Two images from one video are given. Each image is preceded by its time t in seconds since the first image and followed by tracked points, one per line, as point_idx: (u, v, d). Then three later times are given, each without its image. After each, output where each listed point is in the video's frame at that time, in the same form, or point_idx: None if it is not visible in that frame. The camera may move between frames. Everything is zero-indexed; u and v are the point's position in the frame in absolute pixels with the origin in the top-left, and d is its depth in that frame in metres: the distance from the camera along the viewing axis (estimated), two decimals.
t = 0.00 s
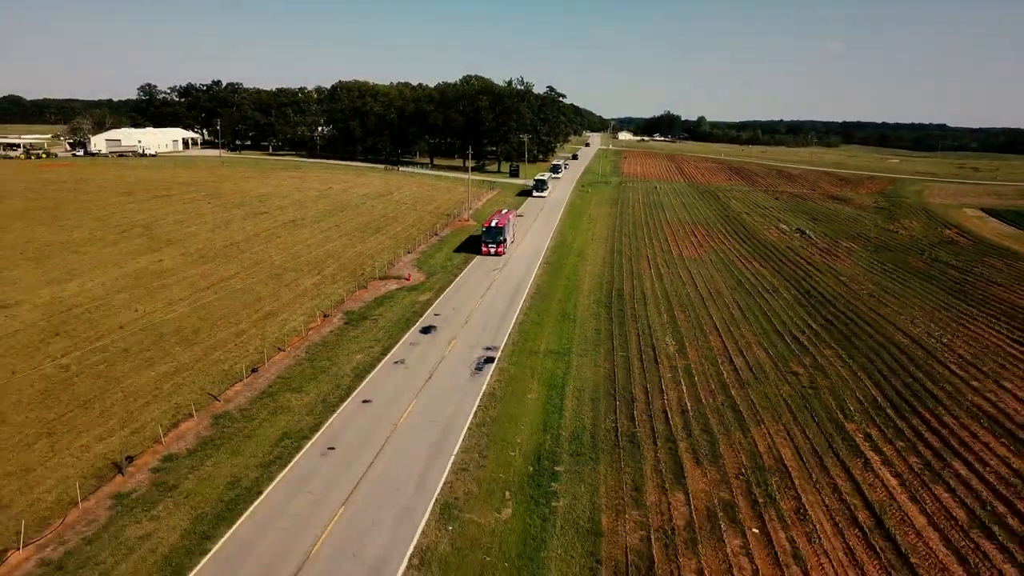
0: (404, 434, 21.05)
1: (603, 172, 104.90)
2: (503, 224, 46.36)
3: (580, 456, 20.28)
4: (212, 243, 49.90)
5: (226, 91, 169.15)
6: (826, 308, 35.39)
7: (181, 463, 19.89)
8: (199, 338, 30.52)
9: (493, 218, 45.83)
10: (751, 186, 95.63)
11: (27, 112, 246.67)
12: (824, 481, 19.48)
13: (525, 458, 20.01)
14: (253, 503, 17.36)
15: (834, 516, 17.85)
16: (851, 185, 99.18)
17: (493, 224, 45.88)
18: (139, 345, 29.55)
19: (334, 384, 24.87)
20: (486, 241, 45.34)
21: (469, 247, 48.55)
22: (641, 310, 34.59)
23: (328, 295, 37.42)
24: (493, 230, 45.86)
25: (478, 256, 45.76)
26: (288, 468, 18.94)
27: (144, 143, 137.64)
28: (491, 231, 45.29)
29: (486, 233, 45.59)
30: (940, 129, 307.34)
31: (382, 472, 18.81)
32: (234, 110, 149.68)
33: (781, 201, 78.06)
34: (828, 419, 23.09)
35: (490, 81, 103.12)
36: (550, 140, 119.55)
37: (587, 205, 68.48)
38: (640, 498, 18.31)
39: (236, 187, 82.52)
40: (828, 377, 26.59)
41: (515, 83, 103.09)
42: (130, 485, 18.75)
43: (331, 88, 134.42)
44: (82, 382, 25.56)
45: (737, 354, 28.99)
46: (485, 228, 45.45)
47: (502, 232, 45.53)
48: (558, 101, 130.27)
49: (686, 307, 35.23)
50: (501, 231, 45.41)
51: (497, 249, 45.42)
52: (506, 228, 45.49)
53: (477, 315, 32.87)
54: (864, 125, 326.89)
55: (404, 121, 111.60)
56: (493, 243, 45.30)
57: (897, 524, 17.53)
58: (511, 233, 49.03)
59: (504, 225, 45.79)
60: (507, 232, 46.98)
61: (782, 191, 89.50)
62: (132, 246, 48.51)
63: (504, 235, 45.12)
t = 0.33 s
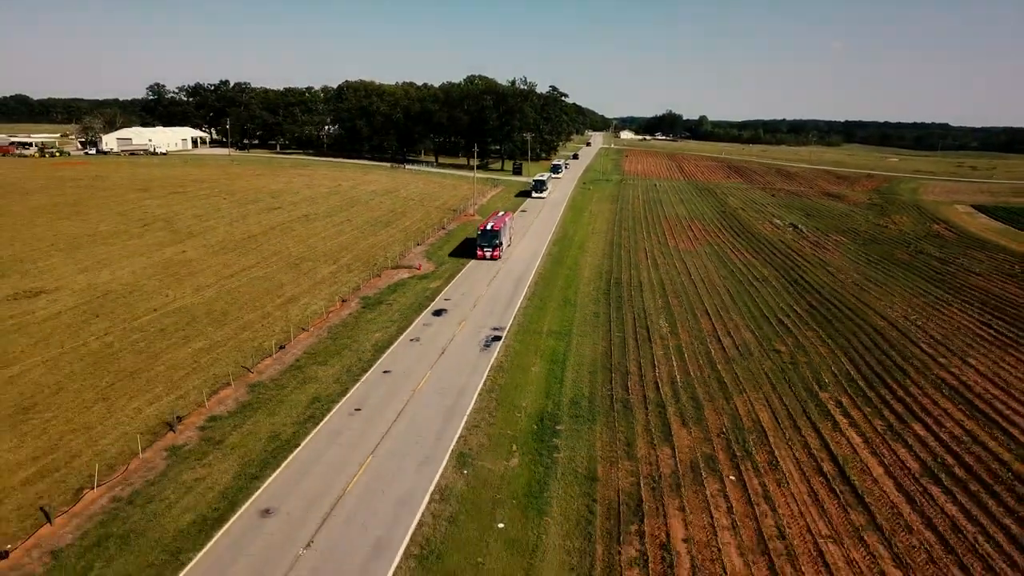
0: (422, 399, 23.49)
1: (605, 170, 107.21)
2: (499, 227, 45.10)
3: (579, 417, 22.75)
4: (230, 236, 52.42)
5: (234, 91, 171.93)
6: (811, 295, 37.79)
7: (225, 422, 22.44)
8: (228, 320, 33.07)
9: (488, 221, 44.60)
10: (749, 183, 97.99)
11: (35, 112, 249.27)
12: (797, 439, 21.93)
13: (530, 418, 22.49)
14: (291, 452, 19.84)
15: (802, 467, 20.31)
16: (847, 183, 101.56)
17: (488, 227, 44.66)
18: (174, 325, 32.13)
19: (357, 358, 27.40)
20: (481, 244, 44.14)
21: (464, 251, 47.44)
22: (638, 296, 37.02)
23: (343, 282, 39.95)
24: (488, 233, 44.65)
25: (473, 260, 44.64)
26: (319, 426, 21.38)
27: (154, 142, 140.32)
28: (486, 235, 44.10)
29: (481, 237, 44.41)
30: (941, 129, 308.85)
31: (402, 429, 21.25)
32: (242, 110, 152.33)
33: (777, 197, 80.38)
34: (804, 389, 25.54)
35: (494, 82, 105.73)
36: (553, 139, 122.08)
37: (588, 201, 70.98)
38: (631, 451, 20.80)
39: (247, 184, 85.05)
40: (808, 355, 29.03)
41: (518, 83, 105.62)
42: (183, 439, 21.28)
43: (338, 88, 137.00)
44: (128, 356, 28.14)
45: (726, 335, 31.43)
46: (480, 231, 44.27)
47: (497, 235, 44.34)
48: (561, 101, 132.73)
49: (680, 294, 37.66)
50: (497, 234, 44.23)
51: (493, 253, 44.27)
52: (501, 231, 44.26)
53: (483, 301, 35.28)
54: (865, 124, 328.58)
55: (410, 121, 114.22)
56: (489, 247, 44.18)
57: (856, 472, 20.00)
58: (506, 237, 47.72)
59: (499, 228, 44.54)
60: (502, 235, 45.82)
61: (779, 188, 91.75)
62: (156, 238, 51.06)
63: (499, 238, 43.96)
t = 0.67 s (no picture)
0: (434, 371, 25.98)
1: (604, 168, 109.66)
2: (493, 230, 43.89)
3: (576, 386, 25.29)
4: (246, 228, 55.00)
5: (240, 91, 174.56)
6: (795, 284, 40.30)
7: (259, 387, 25.04)
8: (252, 304, 35.68)
9: (481, 224, 43.37)
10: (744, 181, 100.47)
11: (40, 111, 251.29)
12: (771, 404, 24.45)
13: (532, 385, 25.08)
14: (320, 412, 22.39)
15: (774, 426, 22.87)
16: (840, 181, 104.14)
17: (482, 230, 43.45)
18: (203, 308, 34.74)
19: (374, 336, 30.00)
20: (474, 249, 42.98)
21: (458, 254, 46.46)
22: (633, 284, 39.52)
23: (356, 271, 42.52)
24: (481, 237, 43.52)
25: (467, 265, 43.47)
26: (343, 393, 23.84)
27: (163, 140, 142.89)
28: (479, 239, 42.89)
29: (474, 240, 43.24)
30: (939, 128, 310.89)
31: (418, 394, 23.78)
32: (248, 109, 154.90)
33: (771, 194, 82.97)
34: (782, 364, 28.04)
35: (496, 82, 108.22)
36: (555, 138, 124.61)
37: (587, 198, 73.65)
38: (623, 412, 23.37)
39: (257, 181, 87.66)
40: (787, 335, 31.57)
41: (520, 83, 108.11)
42: (223, 403, 23.80)
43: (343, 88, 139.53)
44: (164, 334, 30.73)
45: (713, 317, 33.96)
46: (473, 235, 43.13)
47: (491, 239, 43.20)
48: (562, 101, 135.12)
49: (672, 282, 40.16)
50: (490, 238, 43.07)
51: (486, 258, 43.25)
52: (495, 234, 43.12)
53: (488, 289, 37.80)
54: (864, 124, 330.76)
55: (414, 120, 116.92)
56: (482, 251, 43.10)
57: (821, 430, 22.54)
58: (501, 239, 46.63)
59: (493, 231, 43.38)
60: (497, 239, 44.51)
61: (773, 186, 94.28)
62: (176, 231, 53.65)
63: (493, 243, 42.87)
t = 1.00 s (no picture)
0: (446, 346, 28.62)
1: (603, 166, 112.24)
2: (486, 233, 42.69)
3: (574, 359, 28.00)
4: (261, 222, 57.64)
5: (245, 90, 177.07)
6: (781, 273, 42.92)
7: (288, 359, 27.74)
8: (274, 289, 38.40)
9: (474, 227, 42.10)
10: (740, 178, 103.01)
11: (43, 111, 252.72)
12: (750, 375, 27.12)
13: (534, 358, 27.77)
14: (345, 379, 25.05)
15: (751, 392, 25.56)
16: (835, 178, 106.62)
17: (474, 233, 42.19)
18: (228, 293, 37.42)
19: (389, 317, 32.70)
20: (464, 251, 41.99)
21: (449, 258, 45.13)
22: (628, 273, 42.16)
23: (368, 261, 45.23)
24: (473, 239, 42.31)
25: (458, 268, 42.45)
26: (365, 364, 26.43)
27: (171, 138, 145.44)
28: (470, 241, 41.92)
29: (466, 243, 42.02)
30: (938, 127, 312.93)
31: (431, 364, 26.45)
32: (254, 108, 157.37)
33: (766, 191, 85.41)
34: (762, 341, 30.69)
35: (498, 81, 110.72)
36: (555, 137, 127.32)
37: (588, 194, 76.23)
38: (616, 381, 26.05)
39: (266, 178, 90.27)
40: (770, 317, 34.23)
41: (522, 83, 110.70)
42: (257, 372, 26.48)
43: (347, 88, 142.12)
44: (196, 315, 33.43)
45: (702, 302, 36.60)
46: (465, 237, 41.92)
47: (483, 242, 41.98)
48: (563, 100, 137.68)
49: (665, 271, 42.80)
50: (483, 241, 41.86)
51: (479, 262, 42.11)
52: (487, 238, 41.90)
53: (492, 277, 40.46)
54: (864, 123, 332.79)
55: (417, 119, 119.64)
56: (475, 255, 41.90)
57: (794, 395, 25.18)
58: (494, 242, 45.51)
59: (485, 234, 42.17)
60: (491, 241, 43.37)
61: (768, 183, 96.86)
62: (194, 224, 56.29)
63: (485, 246, 41.69)
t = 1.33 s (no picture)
0: (456, 324, 31.38)
1: (603, 164, 115.16)
2: (479, 237, 41.86)
3: (572, 336, 30.74)
4: (275, 215, 60.39)
5: (253, 90, 179.82)
6: (768, 262, 45.64)
7: (312, 335, 30.56)
8: (294, 276, 41.17)
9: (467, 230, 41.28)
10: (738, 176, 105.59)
11: (49, 110, 254.72)
12: (732, 350, 29.83)
13: (536, 335, 30.53)
14: (366, 351, 27.87)
15: (731, 364, 28.26)
16: (830, 176, 109.23)
17: (467, 236, 41.33)
18: (252, 279, 40.24)
19: (403, 300, 35.48)
20: (458, 255, 40.76)
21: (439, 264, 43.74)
22: (624, 262, 44.93)
23: (379, 251, 48.01)
24: (466, 244, 41.42)
25: (450, 273, 41.18)
26: (383, 339, 29.24)
27: (180, 137, 148.29)
28: (464, 245, 40.66)
29: (459, 247, 40.99)
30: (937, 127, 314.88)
31: (443, 339, 29.22)
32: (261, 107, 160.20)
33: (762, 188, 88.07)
34: (746, 322, 33.36)
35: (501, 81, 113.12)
36: (557, 136, 129.90)
37: (588, 190, 79.02)
38: (610, 354, 28.80)
39: (276, 175, 93.06)
40: (755, 301, 36.92)
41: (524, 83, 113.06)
42: (285, 345, 29.31)
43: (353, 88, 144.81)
44: (224, 298, 36.22)
45: (692, 288, 39.30)
46: (457, 241, 40.98)
47: (477, 246, 41.08)
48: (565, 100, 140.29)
49: (658, 261, 45.54)
50: (476, 244, 40.94)
51: (471, 266, 40.84)
52: (481, 241, 41.08)
53: (497, 266, 43.21)
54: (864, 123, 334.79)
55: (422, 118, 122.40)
56: (467, 258, 40.81)
57: (770, 367, 27.86)
58: (488, 247, 44.55)
59: (479, 238, 41.37)
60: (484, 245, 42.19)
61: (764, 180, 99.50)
62: (213, 218, 59.09)
63: (479, 249, 40.75)
